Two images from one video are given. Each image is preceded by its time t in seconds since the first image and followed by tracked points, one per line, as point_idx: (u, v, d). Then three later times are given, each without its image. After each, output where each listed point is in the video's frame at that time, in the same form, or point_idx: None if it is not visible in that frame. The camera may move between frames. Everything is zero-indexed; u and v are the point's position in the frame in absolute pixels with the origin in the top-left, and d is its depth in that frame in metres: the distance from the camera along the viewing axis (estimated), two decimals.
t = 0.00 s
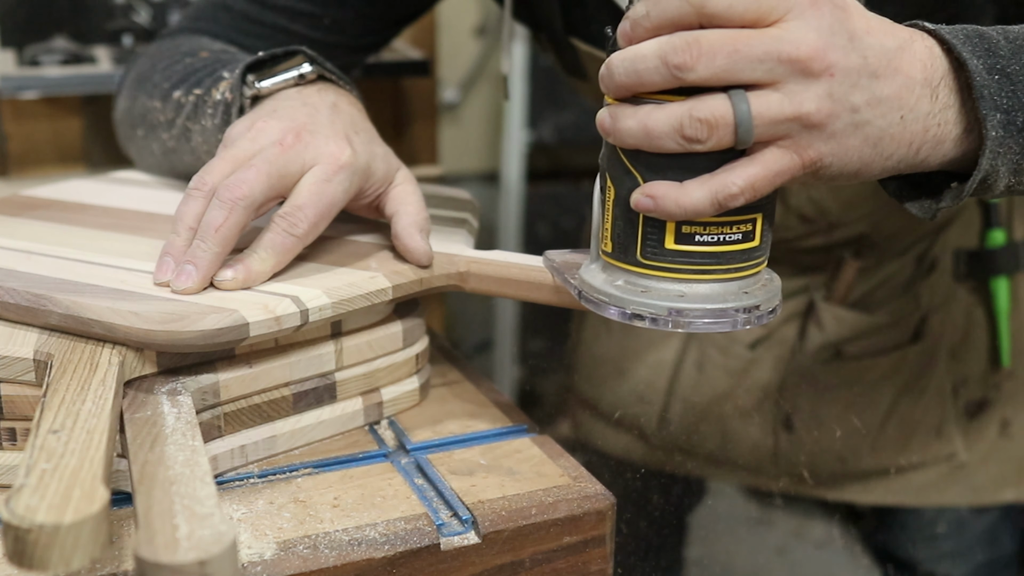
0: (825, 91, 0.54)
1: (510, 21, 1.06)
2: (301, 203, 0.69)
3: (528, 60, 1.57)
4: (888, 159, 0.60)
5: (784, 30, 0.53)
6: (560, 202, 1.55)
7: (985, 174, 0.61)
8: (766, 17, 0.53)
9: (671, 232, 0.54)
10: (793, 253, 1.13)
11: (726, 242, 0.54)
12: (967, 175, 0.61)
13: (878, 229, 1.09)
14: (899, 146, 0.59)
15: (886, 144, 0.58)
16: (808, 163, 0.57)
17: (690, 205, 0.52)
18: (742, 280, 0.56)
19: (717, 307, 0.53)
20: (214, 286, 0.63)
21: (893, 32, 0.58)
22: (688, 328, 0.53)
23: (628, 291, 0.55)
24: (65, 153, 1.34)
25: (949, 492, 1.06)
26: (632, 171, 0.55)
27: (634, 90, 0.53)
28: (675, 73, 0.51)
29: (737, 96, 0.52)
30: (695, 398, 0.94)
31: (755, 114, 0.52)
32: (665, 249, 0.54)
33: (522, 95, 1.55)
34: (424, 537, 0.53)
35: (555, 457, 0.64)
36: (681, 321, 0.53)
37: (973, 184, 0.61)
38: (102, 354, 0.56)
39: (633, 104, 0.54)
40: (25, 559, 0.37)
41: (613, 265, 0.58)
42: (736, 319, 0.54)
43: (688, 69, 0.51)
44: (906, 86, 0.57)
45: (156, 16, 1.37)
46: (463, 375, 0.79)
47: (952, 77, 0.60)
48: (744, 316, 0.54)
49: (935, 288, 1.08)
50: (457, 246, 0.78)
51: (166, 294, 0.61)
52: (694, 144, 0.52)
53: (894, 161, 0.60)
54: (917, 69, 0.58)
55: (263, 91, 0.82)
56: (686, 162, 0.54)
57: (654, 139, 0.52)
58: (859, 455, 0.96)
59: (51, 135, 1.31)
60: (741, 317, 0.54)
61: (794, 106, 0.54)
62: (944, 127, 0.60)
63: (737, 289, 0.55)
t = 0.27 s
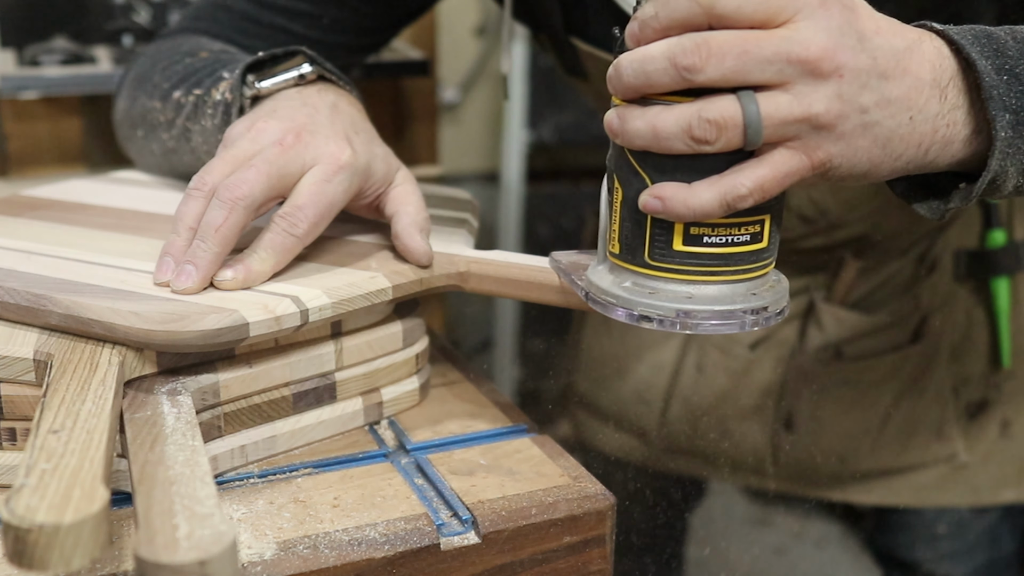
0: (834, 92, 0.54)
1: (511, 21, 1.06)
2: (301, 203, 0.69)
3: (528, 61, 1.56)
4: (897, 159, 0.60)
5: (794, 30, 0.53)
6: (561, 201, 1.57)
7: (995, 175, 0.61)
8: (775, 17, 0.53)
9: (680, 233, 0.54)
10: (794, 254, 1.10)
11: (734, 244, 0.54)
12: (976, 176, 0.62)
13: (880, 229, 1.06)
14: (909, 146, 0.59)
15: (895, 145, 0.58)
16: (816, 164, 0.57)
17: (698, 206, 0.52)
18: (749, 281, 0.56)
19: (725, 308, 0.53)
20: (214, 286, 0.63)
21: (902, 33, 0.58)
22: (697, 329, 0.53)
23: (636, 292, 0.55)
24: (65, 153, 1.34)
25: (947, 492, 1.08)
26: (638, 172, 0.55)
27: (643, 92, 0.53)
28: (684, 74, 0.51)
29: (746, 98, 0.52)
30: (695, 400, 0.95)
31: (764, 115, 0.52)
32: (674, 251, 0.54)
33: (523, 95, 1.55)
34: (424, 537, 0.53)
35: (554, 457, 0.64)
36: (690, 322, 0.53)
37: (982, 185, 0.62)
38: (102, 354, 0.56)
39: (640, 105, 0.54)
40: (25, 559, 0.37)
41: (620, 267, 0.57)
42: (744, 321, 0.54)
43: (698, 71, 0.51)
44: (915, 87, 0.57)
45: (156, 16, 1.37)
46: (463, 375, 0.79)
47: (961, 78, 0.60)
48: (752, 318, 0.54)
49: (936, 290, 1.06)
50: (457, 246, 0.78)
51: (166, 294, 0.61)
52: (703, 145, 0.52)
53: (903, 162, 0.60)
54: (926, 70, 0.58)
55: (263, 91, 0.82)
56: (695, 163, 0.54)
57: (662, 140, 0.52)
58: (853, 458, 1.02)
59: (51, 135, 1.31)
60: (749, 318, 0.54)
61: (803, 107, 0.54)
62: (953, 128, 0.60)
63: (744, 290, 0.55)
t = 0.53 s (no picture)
0: (841, 92, 0.54)
1: (511, 21, 1.06)
2: (301, 203, 0.69)
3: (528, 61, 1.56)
4: (904, 160, 0.60)
5: (801, 30, 0.53)
6: (561, 202, 1.58)
7: (1002, 175, 0.61)
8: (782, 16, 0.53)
9: (686, 234, 0.54)
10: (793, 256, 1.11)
11: (740, 245, 0.54)
12: (983, 176, 0.62)
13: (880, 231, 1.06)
14: (915, 147, 0.59)
15: (902, 146, 0.58)
16: (823, 165, 0.57)
17: (705, 207, 0.52)
18: (755, 282, 0.56)
19: (731, 310, 0.53)
20: (214, 286, 0.63)
21: (908, 33, 0.58)
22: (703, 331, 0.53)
23: (641, 294, 0.55)
24: (65, 153, 1.34)
25: (948, 493, 1.08)
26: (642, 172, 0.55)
27: (648, 92, 0.53)
28: (690, 75, 0.51)
29: (753, 98, 0.52)
30: (694, 398, 0.94)
31: (770, 116, 0.52)
32: (679, 252, 0.54)
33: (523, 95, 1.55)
34: (424, 537, 0.53)
35: (554, 457, 0.64)
36: (695, 324, 0.53)
37: (989, 186, 0.62)
38: (102, 354, 0.56)
39: (646, 106, 0.54)
40: (25, 559, 0.37)
41: (625, 268, 0.57)
42: (750, 322, 0.54)
43: (705, 71, 0.51)
44: (921, 87, 0.57)
45: (156, 16, 1.37)
46: (463, 375, 0.79)
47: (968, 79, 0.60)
48: (758, 319, 0.54)
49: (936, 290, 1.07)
50: (457, 246, 0.77)
51: (166, 294, 0.61)
52: (710, 145, 0.52)
53: (909, 162, 0.60)
54: (932, 70, 0.58)
55: (263, 91, 0.82)
56: (702, 164, 0.54)
57: (668, 141, 0.52)
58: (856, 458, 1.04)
59: (51, 135, 1.31)
60: (755, 320, 0.54)
61: (809, 107, 0.54)
62: (960, 128, 0.60)
63: (750, 292, 0.55)
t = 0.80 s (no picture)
0: (847, 93, 0.54)
1: (509, 21, 1.06)
2: (301, 203, 0.69)
3: (529, 61, 1.56)
4: (910, 161, 0.60)
5: (807, 31, 0.53)
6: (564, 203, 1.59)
7: (1008, 176, 0.61)
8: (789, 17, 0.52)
9: (691, 236, 0.54)
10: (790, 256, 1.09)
11: (745, 246, 0.54)
12: (989, 177, 0.62)
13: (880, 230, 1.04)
14: (922, 148, 0.59)
15: (907, 147, 0.58)
16: (829, 166, 0.57)
17: (711, 208, 0.52)
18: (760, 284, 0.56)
19: (736, 312, 0.53)
20: (214, 286, 0.63)
21: (914, 34, 0.58)
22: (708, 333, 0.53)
23: (646, 295, 0.55)
24: (65, 153, 1.34)
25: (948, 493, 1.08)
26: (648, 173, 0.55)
27: (654, 93, 0.53)
28: (696, 77, 0.51)
29: (759, 99, 0.52)
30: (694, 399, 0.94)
31: (776, 116, 0.52)
32: (684, 253, 0.54)
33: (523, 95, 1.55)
34: (424, 537, 0.53)
35: (554, 457, 0.64)
36: (700, 325, 0.53)
37: (994, 187, 0.62)
38: (102, 354, 0.56)
39: (651, 107, 0.54)
40: (26, 559, 0.37)
41: (630, 269, 0.57)
42: (756, 323, 0.54)
43: (711, 73, 0.51)
44: (927, 88, 0.57)
45: (155, 16, 1.37)
46: (463, 375, 0.79)
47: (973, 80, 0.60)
48: (764, 320, 0.54)
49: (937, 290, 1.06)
50: (457, 246, 0.77)
51: (166, 295, 0.61)
52: (716, 146, 0.52)
53: (915, 164, 0.60)
54: (938, 71, 0.58)
55: (263, 91, 0.82)
56: (708, 165, 0.54)
57: (674, 142, 0.52)
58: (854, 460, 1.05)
59: (51, 135, 1.31)
60: (761, 321, 0.54)
61: (816, 108, 0.54)
62: (966, 129, 0.60)
63: (755, 293, 0.55)
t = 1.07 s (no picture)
0: (855, 94, 0.54)
1: (509, 20, 1.06)
2: (301, 203, 0.69)
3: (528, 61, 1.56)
4: (917, 162, 0.60)
5: (814, 32, 0.52)
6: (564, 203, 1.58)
7: (1014, 177, 0.61)
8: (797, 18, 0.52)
9: (697, 237, 0.54)
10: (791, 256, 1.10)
11: (752, 248, 0.54)
12: (996, 179, 0.62)
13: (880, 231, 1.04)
14: (928, 149, 0.59)
15: (914, 148, 0.58)
16: (837, 167, 0.57)
17: (718, 210, 0.52)
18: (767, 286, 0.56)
19: (743, 313, 0.53)
20: (214, 286, 0.63)
21: (921, 35, 0.58)
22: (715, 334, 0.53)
23: (653, 297, 0.55)
24: (66, 153, 1.34)
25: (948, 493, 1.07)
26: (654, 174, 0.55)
27: (661, 96, 0.53)
28: (704, 79, 0.51)
29: (766, 100, 0.52)
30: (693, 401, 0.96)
31: (783, 117, 0.52)
32: (691, 255, 0.54)
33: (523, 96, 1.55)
34: (424, 537, 0.53)
35: (554, 457, 0.64)
36: (707, 327, 0.53)
37: (1000, 188, 0.62)
38: (102, 354, 0.56)
39: (658, 109, 0.54)
40: (26, 559, 0.37)
41: (636, 271, 0.57)
42: (763, 325, 0.53)
43: (719, 76, 0.51)
44: (934, 89, 0.57)
45: (156, 16, 1.37)
46: (463, 375, 0.79)
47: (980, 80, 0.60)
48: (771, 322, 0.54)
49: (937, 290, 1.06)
50: (457, 246, 0.77)
51: (166, 294, 0.61)
52: (723, 148, 0.52)
53: (922, 164, 0.60)
54: (945, 72, 0.58)
55: (263, 91, 0.82)
56: (715, 167, 0.54)
57: (682, 143, 0.52)
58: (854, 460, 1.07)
59: (52, 135, 1.31)
60: (768, 323, 0.54)
61: (824, 109, 0.54)
62: (972, 130, 0.60)
63: (762, 295, 0.55)
